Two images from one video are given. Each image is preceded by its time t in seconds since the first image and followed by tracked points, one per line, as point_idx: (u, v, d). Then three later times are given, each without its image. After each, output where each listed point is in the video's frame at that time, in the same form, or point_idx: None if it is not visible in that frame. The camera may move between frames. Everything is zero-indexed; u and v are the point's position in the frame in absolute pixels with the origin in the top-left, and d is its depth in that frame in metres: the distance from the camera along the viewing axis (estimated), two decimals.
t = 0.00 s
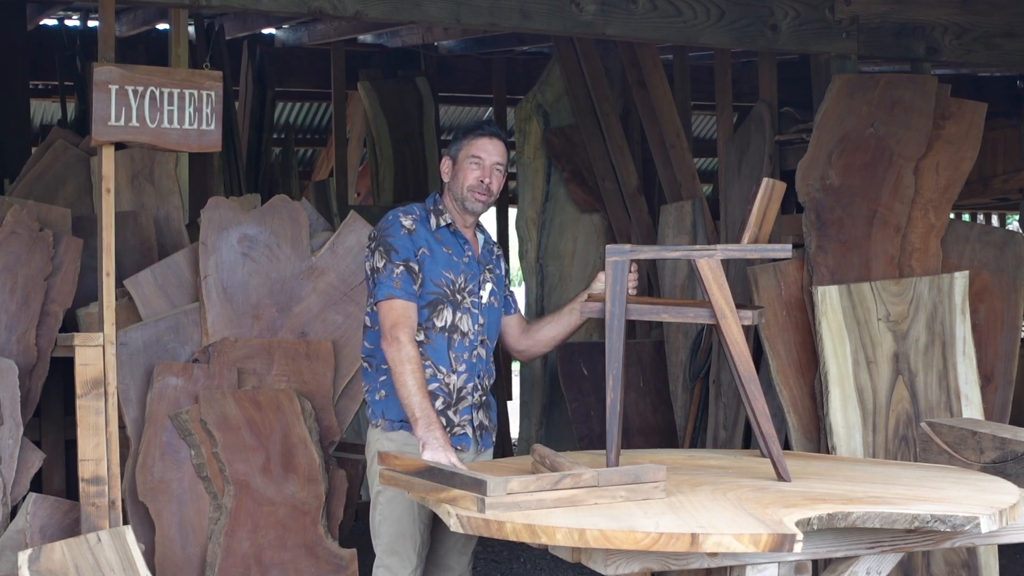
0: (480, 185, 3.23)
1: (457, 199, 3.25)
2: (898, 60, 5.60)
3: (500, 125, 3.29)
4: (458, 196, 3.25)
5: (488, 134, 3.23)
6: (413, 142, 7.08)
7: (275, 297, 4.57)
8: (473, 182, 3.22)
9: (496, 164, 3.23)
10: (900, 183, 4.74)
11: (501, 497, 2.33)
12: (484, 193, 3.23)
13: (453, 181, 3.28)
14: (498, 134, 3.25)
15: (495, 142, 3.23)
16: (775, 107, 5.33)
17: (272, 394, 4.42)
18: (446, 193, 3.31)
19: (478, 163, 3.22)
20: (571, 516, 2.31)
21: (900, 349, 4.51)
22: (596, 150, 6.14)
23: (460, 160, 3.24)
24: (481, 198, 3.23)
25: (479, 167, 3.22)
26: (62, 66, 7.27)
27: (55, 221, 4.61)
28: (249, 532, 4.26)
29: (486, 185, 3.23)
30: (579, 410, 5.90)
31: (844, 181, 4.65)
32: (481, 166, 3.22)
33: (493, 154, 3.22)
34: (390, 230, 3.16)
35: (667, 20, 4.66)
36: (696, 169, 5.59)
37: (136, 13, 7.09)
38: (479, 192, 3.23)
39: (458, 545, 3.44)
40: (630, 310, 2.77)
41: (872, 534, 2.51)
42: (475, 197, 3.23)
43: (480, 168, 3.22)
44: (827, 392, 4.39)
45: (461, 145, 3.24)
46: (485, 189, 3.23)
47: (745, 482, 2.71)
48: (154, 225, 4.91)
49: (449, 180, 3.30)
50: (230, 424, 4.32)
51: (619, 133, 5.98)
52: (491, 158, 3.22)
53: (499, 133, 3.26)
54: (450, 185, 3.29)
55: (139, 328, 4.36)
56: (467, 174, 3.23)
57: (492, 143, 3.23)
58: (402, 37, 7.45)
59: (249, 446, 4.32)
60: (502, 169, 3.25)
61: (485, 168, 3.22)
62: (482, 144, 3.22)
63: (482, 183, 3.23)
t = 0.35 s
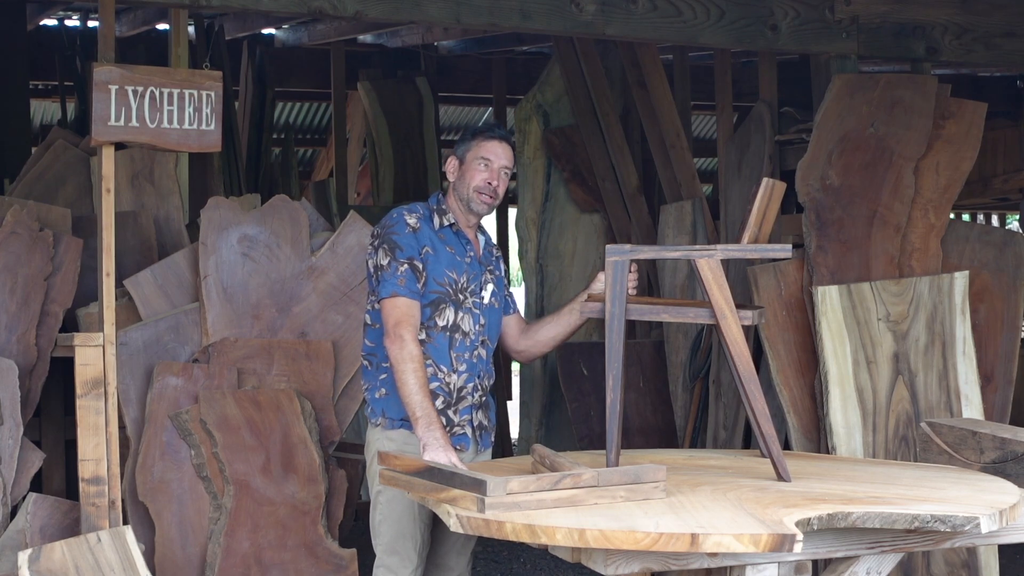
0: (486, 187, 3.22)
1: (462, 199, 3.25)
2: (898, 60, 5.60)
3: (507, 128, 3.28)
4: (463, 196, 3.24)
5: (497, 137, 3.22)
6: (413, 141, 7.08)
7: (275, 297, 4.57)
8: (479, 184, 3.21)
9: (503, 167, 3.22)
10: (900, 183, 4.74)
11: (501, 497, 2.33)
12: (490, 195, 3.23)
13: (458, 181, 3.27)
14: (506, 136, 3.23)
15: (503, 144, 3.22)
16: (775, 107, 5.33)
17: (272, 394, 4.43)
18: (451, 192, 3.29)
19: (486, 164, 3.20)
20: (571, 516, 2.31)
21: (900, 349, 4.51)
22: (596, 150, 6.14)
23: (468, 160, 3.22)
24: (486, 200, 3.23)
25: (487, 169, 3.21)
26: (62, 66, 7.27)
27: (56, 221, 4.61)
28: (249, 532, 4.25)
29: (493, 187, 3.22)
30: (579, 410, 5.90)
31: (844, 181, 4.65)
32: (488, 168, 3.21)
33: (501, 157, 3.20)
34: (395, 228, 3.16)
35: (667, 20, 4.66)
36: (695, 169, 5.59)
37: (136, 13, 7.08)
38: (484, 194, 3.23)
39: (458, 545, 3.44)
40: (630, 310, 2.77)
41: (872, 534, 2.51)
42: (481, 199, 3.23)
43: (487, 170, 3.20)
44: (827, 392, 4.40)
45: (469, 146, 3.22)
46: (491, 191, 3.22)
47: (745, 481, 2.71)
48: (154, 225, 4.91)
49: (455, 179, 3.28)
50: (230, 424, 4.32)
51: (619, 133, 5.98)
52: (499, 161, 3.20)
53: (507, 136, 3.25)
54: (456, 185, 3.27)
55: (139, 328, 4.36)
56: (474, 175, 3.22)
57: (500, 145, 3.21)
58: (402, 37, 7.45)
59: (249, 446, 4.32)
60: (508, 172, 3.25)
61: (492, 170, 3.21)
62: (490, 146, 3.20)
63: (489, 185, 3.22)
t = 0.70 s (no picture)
0: (486, 188, 3.22)
1: (462, 199, 3.25)
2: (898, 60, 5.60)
3: (507, 128, 3.27)
4: (463, 196, 3.24)
5: (496, 137, 3.22)
6: (413, 141, 7.08)
7: (275, 297, 4.57)
8: (479, 184, 3.21)
9: (503, 167, 3.22)
10: (900, 183, 4.74)
11: (501, 497, 2.33)
12: (490, 195, 3.23)
13: (458, 181, 3.27)
14: (505, 136, 3.23)
15: (502, 144, 3.22)
16: (775, 107, 5.33)
17: (272, 394, 4.43)
18: (451, 191, 3.29)
19: (486, 164, 3.20)
20: (571, 516, 2.31)
21: (900, 349, 4.51)
22: (596, 150, 6.14)
23: (468, 160, 3.22)
24: (486, 200, 3.23)
25: (486, 169, 3.20)
26: (63, 66, 7.27)
27: (56, 221, 4.61)
28: (249, 532, 4.25)
29: (492, 187, 3.22)
30: (579, 410, 5.90)
31: (844, 181, 4.65)
32: (488, 168, 3.20)
33: (501, 157, 3.20)
34: (394, 227, 3.16)
35: (667, 20, 4.66)
36: (695, 169, 5.59)
37: (136, 13, 7.08)
38: (484, 194, 3.23)
39: (458, 545, 3.44)
40: (630, 310, 2.77)
41: (872, 534, 2.51)
42: (480, 199, 3.23)
43: (487, 170, 3.20)
44: (827, 392, 4.40)
45: (469, 146, 3.22)
46: (491, 192, 3.22)
47: (745, 481, 2.71)
48: (154, 225, 4.91)
49: (454, 179, 3.28)
50: (230, 424, 4.32)
51: (619, 133, 5.98)
52: (499, 161, 3.20)
53: (506, 136, 3.25)
54: (455, 185, 3.27)
55: (139, 327, 4.35)
56: (473, 175, 3.21)
57: (499, 145, 3.21)
58: (402, 37, 7.45)
59: (249, 446, 4.32)
60: (507, 172, 3.24)
61: (492, 170, 3.20)
62: (490, 146, 3.20)
63: (489, 186, 3.22)
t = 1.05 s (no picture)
0: (481, 187, 3.21)
1: (460, 199, 3.24)
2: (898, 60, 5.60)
3: (505, 125, 3.25)
4: (460, 196, 3.24)
5: (492, 135, 3.20)
6: (413, 142, 7.08)
7: (275, 297, 4.57)
8: (474, 184, 3.21)
9: (499, 165, 3.20)
10: (900, 183, 4.74)
11: (500, 497, 2.33)
12: (486, 195, 3.22)
13: (456, 181, 3.27)
14: (503, 135, 3.21)
15: (499, 143, 3.20)
16: (775, 107, 5.33)
17: (272, 394, 4.43)
18: (450, 192, 3.29)
19: (481, 164, 3.19)
20: (571, 516, 2.31)
21: (900, 349, 4.51)
22: (596, 150, 6.14)
23: (464, 160, 3.21)
24: (482, 200, 3.22)
25: (482, 168, 3.20)
26: (63, 66, 7.27)
27: (56, 221, 4.61)
28: (249, 532, 4.25)
29: (488, 187, 3.20)
30: (579, 410, 5.90)
31: (844, 181, 4.65)
32: (483, 167, 3.20)
33: (496, 156, 3.19)
34: (394, 228, 3.16)
35: (667, 20, 4.66)
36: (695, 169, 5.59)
37: (136, 13, 7.08)
38: (481, 194, 3.22)
39: (458, 545, 3.44)
40: (630, 310, 2.77)
41: (872, 534, 2.51)
42: (477, 199, 3.22)
43: (482, 170, 3.19)
44: (827, 392, 4.40)
45: (465, 145, 3.22)
46: (487, 191, 3.21)
47: (745, 481, 2.71)
48: (154, 225, 4.91)
49: (453, 179, 3.28)
50: (230, 424, 4.32)
51: (619, 133, 5.98)
52: (494, 159, 3.19)
53: (504, 133, 3.23)
54: (454, 185, 3.27)
55: (139, 327, 4.35)
56: (470, 175, 3.21)
57: (496, 144, 3.20)
58: (402, 37, 7.44)
59: (249, 446, 4.32)
60: (505, 170, 3.23)
61: (487, 169, 3.19)
62: (485, 144, 3.18)
63: (484, 185, 3.21)
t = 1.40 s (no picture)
0: (474, 186, 3.21)
1: (454, 199, 3.25)
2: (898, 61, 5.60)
3: (497, 124, 3.25)
4: (453, 196, 3.24)
5: (483, 134, 3.20)
6: (413, 141, 7.08)
7: (275, 297, 4.57)
8: (467, 183, 3.21)
9: (491, 164, 3.20)
10: (900, 183, 4.74)
11: (501, 497, 2.33)
12: (479, 193, 3.22)
13: (450, 181, 3.27)
14: (494, 134, 3.21)
15: (491, 141, 3.20)
16: (775, 107, 5.33)
17: (272, 394, 4.43)
18: (445, 193, 3.30)
19: (473, 163, 3.19)
20: (571, 516, 2.31)
21: (900, 349, 4.51)
22: (596, 150, 6.14)
23: (456, 160, 3.22)
24: (476, 199, 3.22)
25: (474, 168, 3.20)
26: (63, 66, 7.27)
27: (56, 221, 4.61)
28: (249, 532, 4.25)
29: (481, 185, 3.20)
30: (579, 410, 5.90)
31: (844, 181, 4.65)
32: (475, 166, 3.20)
33: (488, 154, 3.19)
34: (392, 229, 3.16)
35: (667, 20, 4.66)
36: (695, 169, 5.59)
37: (136, 13, 7.08)
38: (473, 192, 3.21)
39: (458, 545, 3.44)
40: (630, 310, 2.77)
41: (872, 534, 2.51)
42: (470, 198, 3.22)
43: (474, 169, 3.19)
44: (827, 392, 4.40)
45: (457, 146, 3.23)
46: (479, 190, 3.21)
47: (745, 481, 2.71)
48: (154, 225, 4.91)
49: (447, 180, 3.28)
50: (230, 424, 4.32)
51: (619, 133, 5.98)
52: (486, 158, 3.19)
53: (496, 132, 3.23)
54: (447, 185, 3.27)
55: (139, 327, 4.36)
56: (462, 175, 3.21)
57: (487, 143, 3.20)
58: (402, 37, 7.44)
59: (249, 446, 4.33)
60: (498, 169, 3.23)
61: (479, 168, 3.19)
62: (476, 143, 3.19)
63: (476, 184, 3.20)
